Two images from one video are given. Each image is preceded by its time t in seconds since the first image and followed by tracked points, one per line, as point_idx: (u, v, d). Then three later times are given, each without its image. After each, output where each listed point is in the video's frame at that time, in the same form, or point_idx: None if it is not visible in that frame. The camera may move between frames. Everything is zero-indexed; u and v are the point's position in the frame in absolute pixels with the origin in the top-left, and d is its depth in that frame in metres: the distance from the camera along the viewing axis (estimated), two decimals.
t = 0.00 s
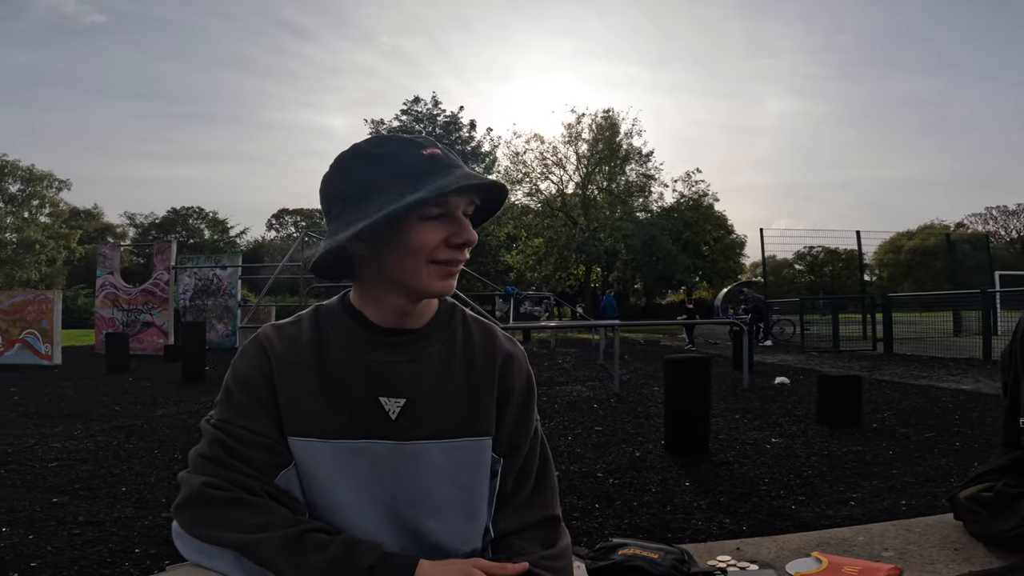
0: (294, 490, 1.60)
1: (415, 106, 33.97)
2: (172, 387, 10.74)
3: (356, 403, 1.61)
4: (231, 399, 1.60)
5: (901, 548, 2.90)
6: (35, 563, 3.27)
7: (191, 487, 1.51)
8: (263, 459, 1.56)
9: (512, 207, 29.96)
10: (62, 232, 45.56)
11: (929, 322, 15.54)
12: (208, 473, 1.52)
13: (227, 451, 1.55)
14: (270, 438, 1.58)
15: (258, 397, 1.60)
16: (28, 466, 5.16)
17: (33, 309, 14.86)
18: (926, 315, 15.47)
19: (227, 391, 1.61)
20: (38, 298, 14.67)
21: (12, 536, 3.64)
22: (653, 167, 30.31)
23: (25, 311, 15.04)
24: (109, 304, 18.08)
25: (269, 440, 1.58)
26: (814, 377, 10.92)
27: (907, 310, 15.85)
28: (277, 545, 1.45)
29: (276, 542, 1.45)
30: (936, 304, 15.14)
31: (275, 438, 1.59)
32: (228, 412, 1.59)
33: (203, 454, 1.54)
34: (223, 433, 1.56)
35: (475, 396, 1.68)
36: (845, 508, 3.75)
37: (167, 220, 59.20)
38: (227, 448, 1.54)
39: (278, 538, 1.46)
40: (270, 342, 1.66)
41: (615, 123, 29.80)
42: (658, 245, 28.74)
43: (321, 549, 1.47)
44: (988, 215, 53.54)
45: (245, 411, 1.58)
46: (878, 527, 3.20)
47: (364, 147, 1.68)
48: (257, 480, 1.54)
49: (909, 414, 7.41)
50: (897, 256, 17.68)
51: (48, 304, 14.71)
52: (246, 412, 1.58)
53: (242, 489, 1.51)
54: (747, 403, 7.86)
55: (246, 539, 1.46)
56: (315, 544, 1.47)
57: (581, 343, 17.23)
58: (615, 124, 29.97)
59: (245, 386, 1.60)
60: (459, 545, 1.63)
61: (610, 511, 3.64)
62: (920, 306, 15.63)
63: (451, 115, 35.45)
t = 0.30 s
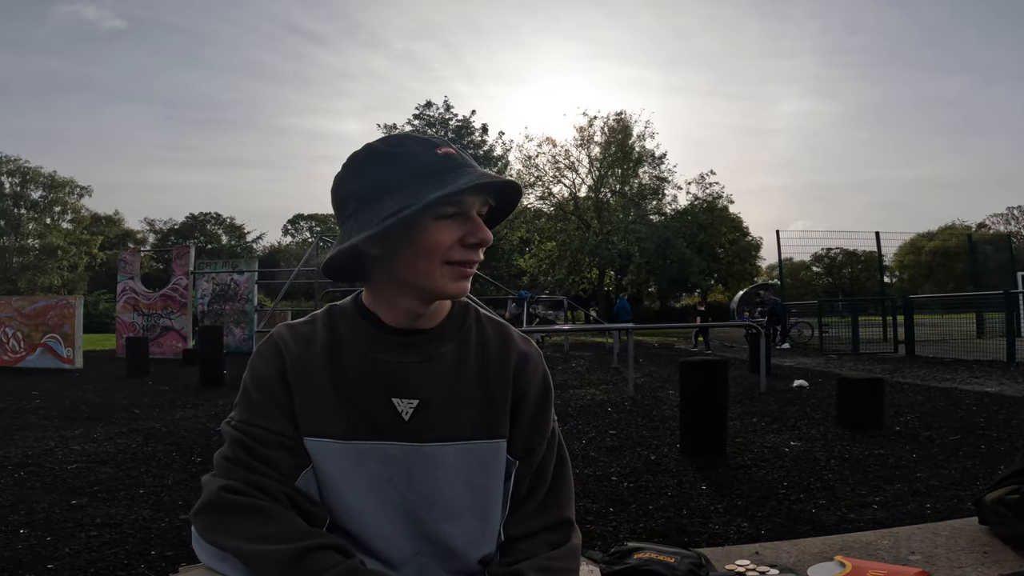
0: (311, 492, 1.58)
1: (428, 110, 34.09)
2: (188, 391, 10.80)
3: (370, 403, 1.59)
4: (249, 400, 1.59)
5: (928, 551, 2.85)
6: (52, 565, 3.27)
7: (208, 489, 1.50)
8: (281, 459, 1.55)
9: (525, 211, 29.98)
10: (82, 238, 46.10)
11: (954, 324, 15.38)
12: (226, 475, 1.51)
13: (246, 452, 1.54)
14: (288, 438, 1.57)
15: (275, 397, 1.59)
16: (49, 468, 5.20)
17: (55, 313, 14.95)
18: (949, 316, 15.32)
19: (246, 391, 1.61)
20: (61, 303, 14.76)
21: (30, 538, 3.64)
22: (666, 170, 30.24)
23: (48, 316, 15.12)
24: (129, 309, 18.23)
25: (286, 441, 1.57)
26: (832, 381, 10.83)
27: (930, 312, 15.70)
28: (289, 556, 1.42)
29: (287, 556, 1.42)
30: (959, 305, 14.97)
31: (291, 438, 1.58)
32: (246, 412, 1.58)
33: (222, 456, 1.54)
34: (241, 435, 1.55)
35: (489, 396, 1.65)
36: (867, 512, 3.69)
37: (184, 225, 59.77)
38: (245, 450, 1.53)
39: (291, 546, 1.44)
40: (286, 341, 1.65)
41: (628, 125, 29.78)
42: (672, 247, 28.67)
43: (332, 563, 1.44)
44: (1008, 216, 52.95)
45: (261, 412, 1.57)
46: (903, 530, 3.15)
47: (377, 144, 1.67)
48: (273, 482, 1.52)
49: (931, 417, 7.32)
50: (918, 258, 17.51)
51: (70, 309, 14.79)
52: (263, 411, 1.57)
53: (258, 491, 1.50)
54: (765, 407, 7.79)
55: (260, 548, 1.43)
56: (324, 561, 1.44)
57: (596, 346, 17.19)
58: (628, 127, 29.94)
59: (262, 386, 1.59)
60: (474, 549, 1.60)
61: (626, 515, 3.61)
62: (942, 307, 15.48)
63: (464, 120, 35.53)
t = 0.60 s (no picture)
0: (320, 491, 1.55)
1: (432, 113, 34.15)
2: (195, 392, 10.80)
3: (379, 398, 1.55)
4: (256, 395, 1.55)
5: (950, 551, 2.79)
6: (55, 566, 3.24)
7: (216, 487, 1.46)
8: (292, 457, 1.51)
9: (530, 213, 29.96)
10: (91, 240, 46.26)
11: (964, 325, 15.26)
12: (233, 474, 1.48)
13: (256, 449, 1.50)
14: (295, 434, 1.53)
15: (283, 392, 1.55)
16: (54, 469, 5.18)
17: (63, 314, 14.96)
18: (959, 317, 15.21)
19: (253, 386, 1.57)
20: (69, 304, 14.77)
21: (33, 538, 3.61)
22: (671, 171, 30.19)
23: (55, 317, 15.14)
24: (136, 310, 18.25)
25: (294, 437, 1.53)
26: (842, 381, 10.74)
27: (939, 313, 15.59)
28: (301, 557, 1.39)
29: (298, 558, 1.39)
30: (968, 306, 14.86)
31: (299, 435, 1.54)
32: (253, 408, 1.54)
33: (232, 453, 1.50)
34: (251, 430, 1.52)
35: (500, 390, 1.61)
36: (882, 513, 3.63)
37: (191, 228, 59.98)
38: (254, 447, 1.50)
39: (302, 548, 1.40)
40: (293, 333, 1.61)
41: (632, 127, 29.78)
42: (678, 249, 28.62)
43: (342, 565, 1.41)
44: (1015, 216, 52.81)
45: (269, 407, 1.53)
46: (924, 531, 3.09)
47: (371, 137, 1.66)
48: (283, 480, 1.48)
49: (943, 418, 7.24)
50: (926, 259, 17.41)
51: (77, 310, 14.78)
52: (272, 407, 1.53)
53: (267, 490, 1.46)
54: (775, 409, 7.72)
55: (267, 549, 1.40)
56: (333, 564, 1.40)
57: (601, 348, 17.14)
58: (632, 128, 29.93)
59: (269, 381, 1.55)
60: (485, 549, 1.56)
61: (635, 516, 3.55)
62: (951, 308, 15.37)
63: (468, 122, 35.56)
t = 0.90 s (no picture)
0: (320, 490, 1.51)
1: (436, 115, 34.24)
2: (200, 393, 10.79)
3: (383, 394, 1.51)
4: (257, 390, 1.52)
5: (969, 552, 2.74)
6: (57, 567, 3.21)
7: (212, 483, 1.44)
8: (293, 454, 1.49)
9: (534, 215, 30.01)
10: (98, 243, 46.42)
11: (971, 326, 15.17)
12: (231, 470, 1.45)
13: (255, 446, 1.47)
14: (296, 432, 1.50)
15: (285, 388, 1.52)
16: (59, 469, 5.16)
17: (70, 316, 15.02)
18: (966, 319, 15.13)
19: (254, 381, 1.54)
20: (76, 306, 14.82)
21: (36, 539, 3.58)
22: (675, 172, 30.18)
23: (63, 319, 15.21)
24: (143, 312, 18.29)
25: (296, 434, 1.50)
26: (850, 383, 10.68)
27: (947, 314, 15.50)
28: (297, 556, 1.36)
29: (293, 555, 1.36)
30: (975, 307, 14.76)
31: (300, 432, 1.51)
32: (254, 404, 1.51)
33: (229, 450, 1.47)
34: (250, 427, 1.48)
35: (508, 388, 1.57)
36: (896, 513, 3.58)
37: (197, 231, 60.16)
38: (253, 443, 1.47)
39: (300, 546, 1.37)
40: (297, 328, 1.59)
41: (637, 129, 29.78)
42: (683, 251, 28.60)
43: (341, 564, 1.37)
44: (1020, 217, 52.59)
45: (270, 403, 1.50)
46: (942, 531, 3.04)
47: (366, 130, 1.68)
48: (281, 477, 1.45)
49: (954, 419, 7.17)
50: (933, 260, 17.33)
51: (84, 312, 14.83)
52: (273, 403, 1.50)
53: (264, 487, 1.43)
54: (781, 411, 7.68)
55: (262, 547, 1.37)
56: (332, 563, 1.37)
57: (607, 350, 17.10)
58: (636, 130, 29.95)
59: (270, 377, 1.52)
60: (491, 551, 1.52)
61: (644, 518, 3.50)
62: (958, 309, 15.27)
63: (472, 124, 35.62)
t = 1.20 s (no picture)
0: (324, 491, 1.52)
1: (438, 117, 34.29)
2: (204, 395, 10.81)
3: (386, 393, 1.52)
4: (262, 391, 1.53)
5: (976, 551, 2.73)
6: (63, 568, 3.22)
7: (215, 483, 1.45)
8: (297, 455, 1.49)
9: (537, 216, 30.05)
10: (103, 246, 46.52)
11: (977, 326, 15.10)
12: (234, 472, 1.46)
13: (260, 447, 1.48)
14: (300, 433, 1.50)
15: (289, 389, 1.53)
16: (65, 471, 5.18)
17: (75, 319, 15.09)
18: (972, 318, 15.07)
19: (260, 382, 1.54)
20: (82, 309, 14.88)
21: (42, 540, 3.60)
22: (678, 173, 30.15)
23: (68, 321, 15.27)
24: (148, 315, 18.34)
25: (300, 433, 1.50)
26: (855, 383, 10.63)
27: (952, 314, 15.44)
28: (300, 556, 1.36)
29: (297, 556, 1.36)
30: (980, 307, 14.70)
31: (305, 432, 1.51)
32: (259, 406, 1.52)
33: (235, 451, 1.48)
34: (255, 427, 1.49)
35: (511, 387, 1.57)
36: (901, 513, 3.57)
37: (201, 233, 60.29)
38: (256, 444, 1.47)
39: (302, 546, 1.37)
40: (302, 329, 1.59)
41: (639, 129, 29.78)
42: (687, 251, 28.58)
43: (345, 564, 1.37)
44: None
45: (275, 403, 1.51)
46: (947, 530, 3.03)
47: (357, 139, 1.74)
48: (284, 477, 1.45)
49: (960, 419, 7.13)
50: (938, 259, 17.22)
51: (90, 315, 14.89)
52: (278, 404, 1.51)
53: (267, 486, 1.44)
54: (786, 412, 7.65)
55: (265, 546, 1.37)
56: (337, 563, 1.37)
57: (610, 351, 17.11)
58: (639, 130, 29.95)
59: (275, 377, 1.53)
60: (496, 551, 1.52)
61: (648, 518, 3.50)
62: (965, 309, 15.19)
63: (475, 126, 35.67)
